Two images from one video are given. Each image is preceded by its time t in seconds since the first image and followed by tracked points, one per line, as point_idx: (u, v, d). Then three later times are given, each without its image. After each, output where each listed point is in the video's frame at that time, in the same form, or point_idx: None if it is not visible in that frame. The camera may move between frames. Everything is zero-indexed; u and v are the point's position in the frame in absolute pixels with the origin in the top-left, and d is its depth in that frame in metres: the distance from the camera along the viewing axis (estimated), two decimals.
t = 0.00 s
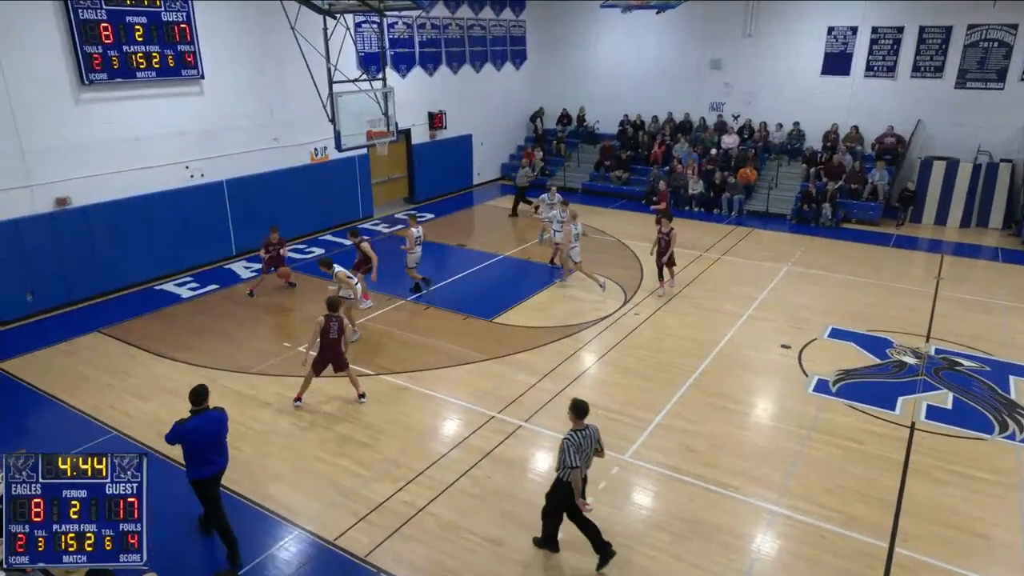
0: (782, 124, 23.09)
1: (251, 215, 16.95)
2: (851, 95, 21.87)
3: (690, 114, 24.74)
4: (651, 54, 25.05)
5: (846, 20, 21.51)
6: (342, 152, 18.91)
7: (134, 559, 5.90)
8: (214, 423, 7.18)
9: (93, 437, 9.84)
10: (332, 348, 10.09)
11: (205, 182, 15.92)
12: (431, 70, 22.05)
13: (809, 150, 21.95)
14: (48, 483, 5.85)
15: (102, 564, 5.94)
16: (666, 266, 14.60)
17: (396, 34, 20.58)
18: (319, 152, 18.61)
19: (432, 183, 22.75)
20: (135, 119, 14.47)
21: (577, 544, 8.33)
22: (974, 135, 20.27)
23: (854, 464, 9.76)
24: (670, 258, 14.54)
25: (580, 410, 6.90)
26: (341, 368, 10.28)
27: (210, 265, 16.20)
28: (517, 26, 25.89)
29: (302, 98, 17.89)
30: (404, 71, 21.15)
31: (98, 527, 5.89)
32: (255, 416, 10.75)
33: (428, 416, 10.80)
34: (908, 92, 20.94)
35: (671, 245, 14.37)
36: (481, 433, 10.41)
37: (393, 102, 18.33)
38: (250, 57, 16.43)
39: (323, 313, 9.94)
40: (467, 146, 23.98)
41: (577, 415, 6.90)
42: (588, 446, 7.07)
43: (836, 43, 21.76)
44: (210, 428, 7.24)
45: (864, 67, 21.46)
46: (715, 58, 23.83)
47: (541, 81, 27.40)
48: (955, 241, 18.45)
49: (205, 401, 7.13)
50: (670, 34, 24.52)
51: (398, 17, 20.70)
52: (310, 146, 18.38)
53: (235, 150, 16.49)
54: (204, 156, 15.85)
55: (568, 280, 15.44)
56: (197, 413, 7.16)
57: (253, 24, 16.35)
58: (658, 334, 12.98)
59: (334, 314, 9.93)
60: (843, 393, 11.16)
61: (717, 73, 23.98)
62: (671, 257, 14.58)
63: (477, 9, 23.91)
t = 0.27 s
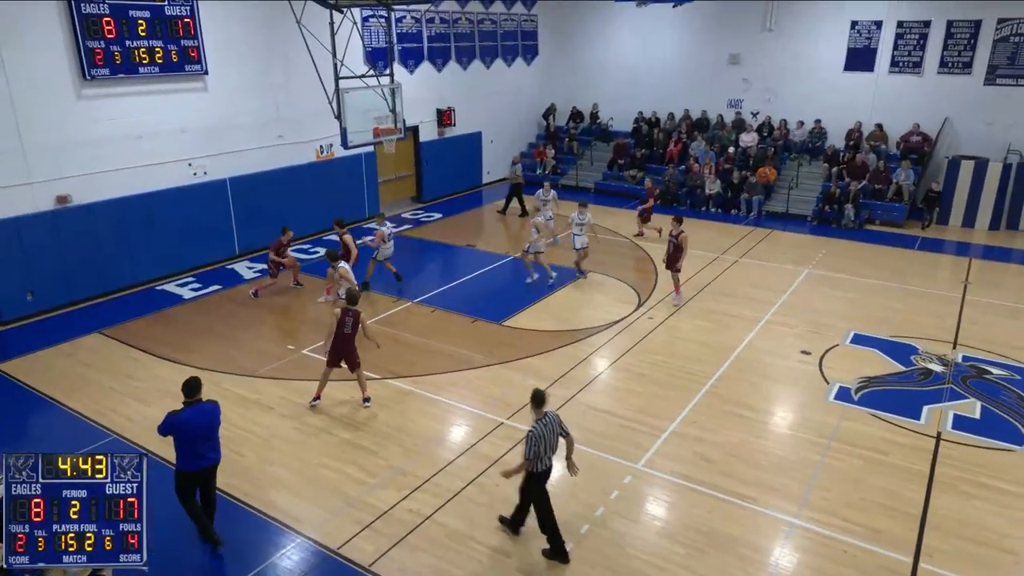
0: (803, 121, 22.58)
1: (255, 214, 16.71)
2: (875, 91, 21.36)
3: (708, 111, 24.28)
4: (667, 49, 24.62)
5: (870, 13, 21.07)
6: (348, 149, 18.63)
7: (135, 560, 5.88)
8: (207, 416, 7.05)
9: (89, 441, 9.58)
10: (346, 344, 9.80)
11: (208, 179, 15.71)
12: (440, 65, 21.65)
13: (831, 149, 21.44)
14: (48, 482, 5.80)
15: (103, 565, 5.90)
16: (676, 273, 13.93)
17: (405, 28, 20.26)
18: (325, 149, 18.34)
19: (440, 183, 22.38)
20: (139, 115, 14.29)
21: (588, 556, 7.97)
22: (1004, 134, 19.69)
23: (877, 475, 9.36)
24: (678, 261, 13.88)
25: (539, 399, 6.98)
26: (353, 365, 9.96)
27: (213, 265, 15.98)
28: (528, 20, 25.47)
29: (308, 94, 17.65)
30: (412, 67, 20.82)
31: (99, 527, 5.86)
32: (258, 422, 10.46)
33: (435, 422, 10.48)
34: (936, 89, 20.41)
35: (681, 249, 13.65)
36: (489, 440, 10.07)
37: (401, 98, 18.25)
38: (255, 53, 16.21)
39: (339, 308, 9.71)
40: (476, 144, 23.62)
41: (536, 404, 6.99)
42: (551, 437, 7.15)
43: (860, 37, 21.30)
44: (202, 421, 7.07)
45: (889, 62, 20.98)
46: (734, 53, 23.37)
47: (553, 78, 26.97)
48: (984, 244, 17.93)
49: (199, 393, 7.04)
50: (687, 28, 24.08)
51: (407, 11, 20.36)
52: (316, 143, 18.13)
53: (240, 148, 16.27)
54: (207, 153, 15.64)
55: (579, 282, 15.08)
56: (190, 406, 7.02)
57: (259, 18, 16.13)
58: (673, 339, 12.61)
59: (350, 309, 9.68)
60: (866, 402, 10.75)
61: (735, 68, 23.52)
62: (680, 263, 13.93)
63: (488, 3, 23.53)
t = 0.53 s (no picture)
0: (823, 118, 22.01)
1: (255, 213, 16.43)
2: (897, 86, 20.79)
3: (723, 106, 23.71)
4: (682, 43, 24.08)
5: (893, 6, 20.52)
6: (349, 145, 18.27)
7: (134, 560, 5.66)
8: (194, 414, 6.86)
9: (80, 445, 9.27)
10: (346, 344, 9.50)
11: (206, 176, 15.42)
12: (445, 58, 21.11)
13: (852, 147, 20.86)
14: (48, 482, 5.58)
15: (102, 566, 5.66)
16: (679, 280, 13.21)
17: (409, 20, 19.78)
18: (325, 146, 17.98)
19: (443, 180, 21.86)
20: (135, 110, 14.06)
21: (597, 570, 7.61)
22: None
23: (899, 486, 8.96)
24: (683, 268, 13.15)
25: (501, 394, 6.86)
26: (354, 366, 9.67)
27: (210, 264, 15.73)
28: (537, 13, 24.79)
29: (310, 89, 17.33)
30: (417, 60, 20.24)
31: (99, 527, 5.63)
32: (256, 427, 10.12)
33: (439, 427, 10.11)
34: (962, 83, 19.83)
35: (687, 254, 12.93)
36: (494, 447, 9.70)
37: (403, 93, 18.13)
38: (255, 46, 15.90)
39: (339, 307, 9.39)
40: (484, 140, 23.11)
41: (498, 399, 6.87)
42: (511, 429, 7.07)
43: (882, 30, 20.75)
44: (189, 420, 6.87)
45: (913, 56, 20.40)
46: (751, 46, 22.83)
47: (564, 72, 26.41)
48: (1011, 245, 17.42)
49: (185, 391, 6.86)
50: (703, 22, 23.55)
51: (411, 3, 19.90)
52: (317, 140, 17.77)
53: (239, 144, 15.97)
54: (205, 150, 15.34)
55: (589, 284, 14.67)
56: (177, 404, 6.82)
57: (258, 11, 15.81)
58: (686, 343, 12.21)
59: (350, 309, 9.36)
60: (887, 409, 10.34)
61: (753, 62, 22.97)
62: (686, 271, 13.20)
63: None
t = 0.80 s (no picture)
0: (838, 113, 21.35)
1: (251, 211, 16.11)
2: (916, 80, 20.11)
3: (735, 101, 23.03)
4: (692, 36, 23.43)
5: None
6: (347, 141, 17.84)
7: (135, 560, 5.54)
8: (173, 415, 6.54)
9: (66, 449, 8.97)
10: (333, 355, 9.29)
11: (200, 173, 15.10)
12: (447, 51, 20.64)
13: (868, 143, 20.21)
14: (47, 482, 5.42)
15: (102, 565, 5.55)
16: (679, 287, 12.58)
17: (409, 12, 19.32)
18: (322, 141, 17.53)
19: (445, 177, 21.43)
20: (128, 105, 13.81)
21: None
22: None
23: (917, 495, 8.60)
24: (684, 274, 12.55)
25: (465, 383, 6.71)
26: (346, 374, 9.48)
27: (204, 263, 15.44)
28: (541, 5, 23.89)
29: (308, 84, 17.00)
30: (417, 53, 19.81)
31: (99, 527, 5.49)
32: (251, 432, 9.79)
33: (440, 433, 9.77)
34: (984, 77, 19.14)
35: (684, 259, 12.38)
36: (497, 454, 9.36)
37: (405, 87, 17.83)
38: (251, 39, 15.58)
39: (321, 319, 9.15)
40: (485, 136, 22.54)
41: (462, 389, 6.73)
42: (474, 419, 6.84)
43: (900, 22, 20.07)
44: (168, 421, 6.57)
45: (932, 48, 19.71)
46: (763, 39, 22.16)
47: (570, 65, 25.76)
48: None
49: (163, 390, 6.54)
50: (714, 14, 22.91)
51: None
52: (313, 135, 17.35)
53: (234, 139, 15.64)
54: (198, 145, 15.02)
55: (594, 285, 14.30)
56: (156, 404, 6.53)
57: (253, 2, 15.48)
58: (695, 347, 11.86)
59: (332, 320, 9.12)
60: (904, 415, 9.99)
61: (765, 54, 22.28)
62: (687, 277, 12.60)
63: None
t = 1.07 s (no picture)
0: (851, 107, 20.74)
1: (243, 208, 15.83)
2: (931, 73, 19.52)
3: (744, 95, 22.47)
4: (699, 28, 22.87)
5: None
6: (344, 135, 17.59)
7: (135, 560, 5.41)
8: (148, 409, 6.52)
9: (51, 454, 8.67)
10: (288, 358, 8.98)
11: (191, 169, 14.82)
12: (446, 44, 20.22)
13: (881, 138, 19.67)
14: (47, 482, 5.29)
15: (102, 566, 5.42)
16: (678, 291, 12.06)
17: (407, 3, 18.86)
18: (317, 136, 17.29)
19: (443, 173, 21.09)
20: (117, 99, 13.51)
21: None
22: None
23: (933, 504, 8.29)
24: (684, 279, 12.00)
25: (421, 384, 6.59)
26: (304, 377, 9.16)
27: (196, 262, 15.17)
28: None
29: (303, 76, 16.71)
30: (416, 45, 19.42)
31: (99, 527, 5.36)
32: (243, 437, 9.49)
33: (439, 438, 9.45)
34: (1002, 70, 18.53)
35: (681, 262, 11.85)
36: (498, 460, 9.04)
37: (402, 80, 17.43)
38: (244, 31, 15.28)
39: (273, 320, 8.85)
40: (485, 131, 22.17)
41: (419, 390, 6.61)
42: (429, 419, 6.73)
43: (915, 13, 19.46)
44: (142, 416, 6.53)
45: (948, 40, 19.10)
46: (773, 30, 21.58)
47: (574, 58, 25.25)
48: None
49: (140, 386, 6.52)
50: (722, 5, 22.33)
51: None
52: (310, 130, 17.12)
53: (225, 135, 15.35)
54: (188, 141, 14.73)
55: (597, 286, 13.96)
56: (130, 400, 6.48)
57: None
58: (703, 349, 11.55)
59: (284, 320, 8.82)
60: (919, 420, 9.68)
61: (775, 47, 21.72)
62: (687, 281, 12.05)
63: None
